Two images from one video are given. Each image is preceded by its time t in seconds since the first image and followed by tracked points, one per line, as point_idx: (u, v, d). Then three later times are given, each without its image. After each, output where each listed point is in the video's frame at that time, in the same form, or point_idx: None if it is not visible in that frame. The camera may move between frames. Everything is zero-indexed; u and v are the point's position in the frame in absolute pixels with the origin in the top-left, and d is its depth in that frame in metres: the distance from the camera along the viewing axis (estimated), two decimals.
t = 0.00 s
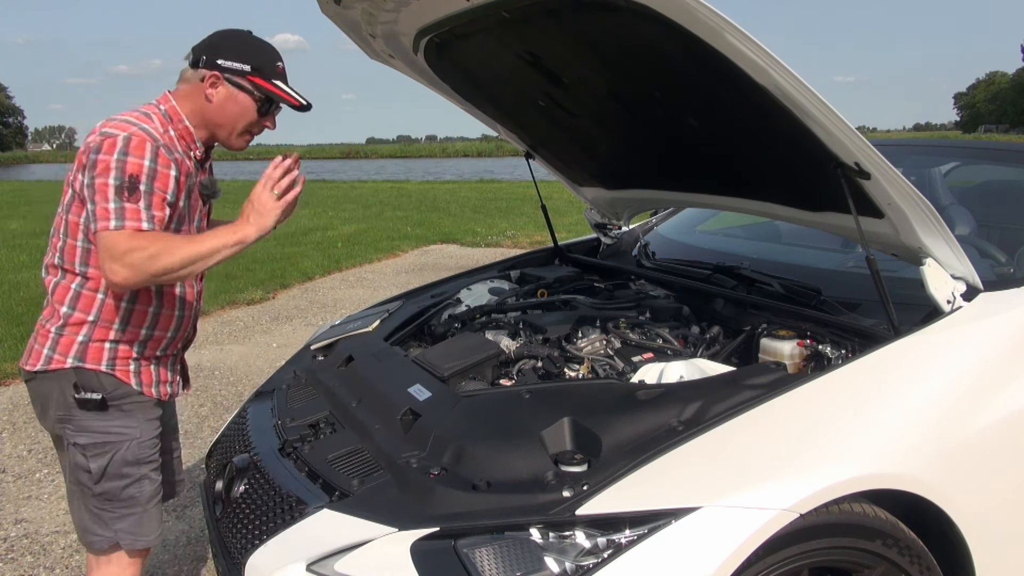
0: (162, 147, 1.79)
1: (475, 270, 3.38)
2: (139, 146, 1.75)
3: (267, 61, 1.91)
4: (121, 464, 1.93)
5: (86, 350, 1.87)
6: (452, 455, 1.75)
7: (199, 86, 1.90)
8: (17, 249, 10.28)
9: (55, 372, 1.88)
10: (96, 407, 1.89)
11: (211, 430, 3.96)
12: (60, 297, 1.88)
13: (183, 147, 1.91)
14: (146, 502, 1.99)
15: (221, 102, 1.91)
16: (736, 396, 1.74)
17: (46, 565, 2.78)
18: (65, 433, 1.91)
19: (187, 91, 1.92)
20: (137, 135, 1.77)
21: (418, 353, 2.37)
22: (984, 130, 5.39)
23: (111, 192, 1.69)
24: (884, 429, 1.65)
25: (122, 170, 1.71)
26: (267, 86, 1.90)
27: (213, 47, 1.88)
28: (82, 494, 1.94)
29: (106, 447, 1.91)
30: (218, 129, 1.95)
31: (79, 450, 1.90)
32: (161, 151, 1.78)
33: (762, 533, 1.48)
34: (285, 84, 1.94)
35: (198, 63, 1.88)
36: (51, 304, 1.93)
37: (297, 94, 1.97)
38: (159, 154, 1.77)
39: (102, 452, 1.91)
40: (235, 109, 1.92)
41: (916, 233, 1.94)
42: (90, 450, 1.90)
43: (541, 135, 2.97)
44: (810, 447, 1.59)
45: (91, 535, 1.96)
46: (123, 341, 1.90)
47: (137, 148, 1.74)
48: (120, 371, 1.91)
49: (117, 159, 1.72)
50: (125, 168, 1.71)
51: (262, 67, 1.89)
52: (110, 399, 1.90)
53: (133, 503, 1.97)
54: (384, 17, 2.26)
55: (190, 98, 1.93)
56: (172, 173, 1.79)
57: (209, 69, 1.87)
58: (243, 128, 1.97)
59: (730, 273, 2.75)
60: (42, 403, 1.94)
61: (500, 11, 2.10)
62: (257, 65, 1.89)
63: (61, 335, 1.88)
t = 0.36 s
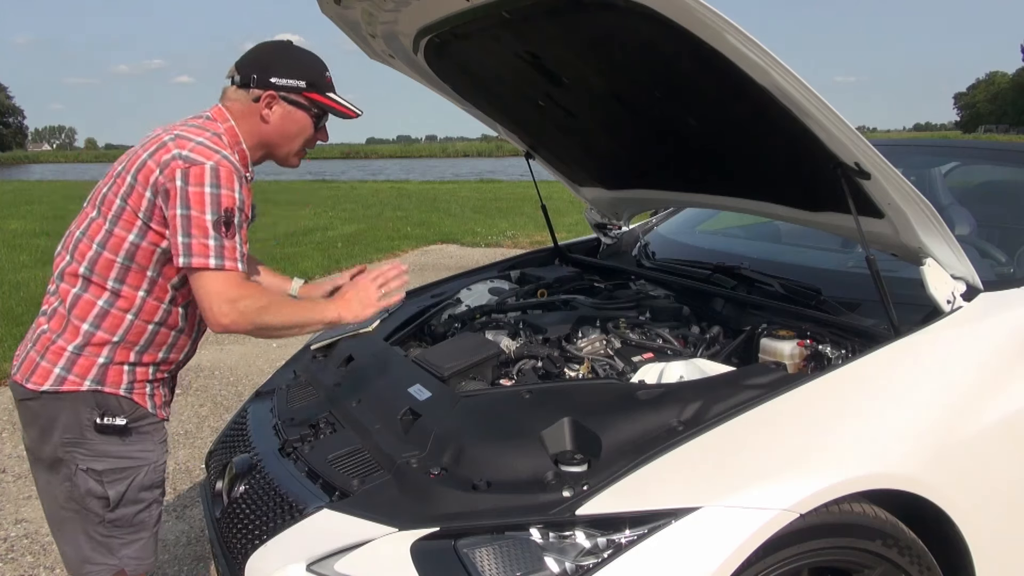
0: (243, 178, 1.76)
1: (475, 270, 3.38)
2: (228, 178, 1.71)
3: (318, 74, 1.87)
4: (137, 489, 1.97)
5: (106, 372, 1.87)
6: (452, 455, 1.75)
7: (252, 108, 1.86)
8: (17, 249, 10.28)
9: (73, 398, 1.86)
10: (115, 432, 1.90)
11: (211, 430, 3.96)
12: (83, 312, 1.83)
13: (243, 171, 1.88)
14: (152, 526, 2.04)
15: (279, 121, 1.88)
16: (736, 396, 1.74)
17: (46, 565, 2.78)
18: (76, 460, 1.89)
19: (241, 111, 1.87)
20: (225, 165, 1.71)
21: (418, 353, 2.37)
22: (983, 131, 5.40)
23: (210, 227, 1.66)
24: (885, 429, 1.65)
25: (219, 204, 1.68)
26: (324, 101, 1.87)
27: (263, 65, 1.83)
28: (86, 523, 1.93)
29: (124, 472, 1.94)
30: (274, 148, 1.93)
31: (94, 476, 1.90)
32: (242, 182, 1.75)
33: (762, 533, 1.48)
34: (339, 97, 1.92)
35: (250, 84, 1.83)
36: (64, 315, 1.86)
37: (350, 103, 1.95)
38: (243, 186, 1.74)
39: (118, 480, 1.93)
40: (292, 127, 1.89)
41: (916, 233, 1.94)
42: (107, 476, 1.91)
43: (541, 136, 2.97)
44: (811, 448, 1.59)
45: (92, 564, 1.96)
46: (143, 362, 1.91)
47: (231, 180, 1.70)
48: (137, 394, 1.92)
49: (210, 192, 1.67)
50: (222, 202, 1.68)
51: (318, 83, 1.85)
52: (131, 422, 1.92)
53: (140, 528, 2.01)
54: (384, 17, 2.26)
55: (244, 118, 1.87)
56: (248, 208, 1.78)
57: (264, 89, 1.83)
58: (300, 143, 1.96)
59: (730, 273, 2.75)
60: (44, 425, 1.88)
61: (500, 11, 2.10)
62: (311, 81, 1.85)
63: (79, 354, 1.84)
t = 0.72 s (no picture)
0: (284, 207, 1.78)
1: (475, 270, 3.38)
2: (273, 206, 1.72)
3: (347, 94, 1.88)
4: (130, 499, 1.95)
5: (108, 378, 1.86)
6: (452, 455, 1.75)
7: (287, 133, 1.86)
8: (17, 250, 10.28)
9: (75, 403, 1.85)
10: (114, 439, 1.89)
11: (211, 430, 3.96)
12: (94, 317, 1.83)
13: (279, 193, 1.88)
14: (142, 536, 2.01)
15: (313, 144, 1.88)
16: (736, 396, 1.74)
17: (46, 565, 2.78)
18: (71, 465, 1.88)
19: (275, 137, 1.87)
20: (270, 194, 1.73)
21: (418, 353, 2.37)
22: (983, 131, 5.40)
23: (260, 253, 1.68)
24: (885, 430, 1.65)
25: (269, 231, 1.69)
26: (355, 121, 1.88)
27: (294, 90, 1.83)
28: (76, 529, 1.92)
29: (119, 481, 1.92)
30: (310, 171, 1.93)
31: (88, 483, 1.89)
32: (283, 210, 1.77)
33: (762, 533, 1.48)
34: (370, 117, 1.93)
35: (282, 110, 1.83)
36: (72, 317, 1.86)
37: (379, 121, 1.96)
38: (286, 215, 1.76)
39: (111, 489, 1.92)
40: (326, 150, 1.90)
41: (916, 233, 1.94)
42: (101, 484, 1.90)
43: (541, 135, 2.96)
44: (812, 448, 1.59)
45: (77, 570, 1.94)
46: (145, 371, 1.91)
47: (275, 210, 1.72)
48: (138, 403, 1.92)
49: (260, 220, 1.68)
50: (270, 229, 1.70)
51: (348, 103, 1.86)
52: (130, 431, 1.92)
53: (130, 537, 1.98)
54: (384, 17, 2.26)
55: (278, 144, 1.88)
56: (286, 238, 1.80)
57: (297, 115, 1.83)
58: (334, 165, 1.96)
59: (730, 273, 2.75)
60: (43, 429, 1.89)
61: (500, 11, 2.10)
62: (341, 102, 1.86)
63: (82, 358, 1.84)
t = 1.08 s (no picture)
0: (306, 198, 1.80)
1: (475, 270, 3.38)
2: (296, 197, 1.74)
3: (372, 96, 1.89)
4: (155, 498, 1.94)
5: (137, 377, 1.87)
6: (452, 455, 1.75)
7: (314, 131, 1.86)
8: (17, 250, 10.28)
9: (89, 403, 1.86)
10: (141, 438, 1.89)
11: (212, 430, 3.96)
12: (123, 315, 1.83)
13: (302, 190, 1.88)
14: (165, 536, 2.00)
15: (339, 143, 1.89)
16: (736, 396, 1.74)
17: (46, 565, 2.78)
18: (98, 462, 1.88)
19: (302, 135, 1.87)
20: (293, 185, 1.74)
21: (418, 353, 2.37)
22: (983, 130, 5.40)
23: (284, 243, 1.69)
24: (885, 431, 1.65)
25: (293, 222, 1.71)
26: (380, 123, 1.89)
27: (322, 90, 1.83)
28: (101, 527, 1.91)
29: (144, 480, 1.91)
30: (333, 170, 1.94)
31: (114, 481, 1.89)
32: (306, 201, 1.79)
33: (762, 533, 1.48)
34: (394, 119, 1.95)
35: (312, 109, 1.83)
36: (101, 315, 1.86)
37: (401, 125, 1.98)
38: (308, 206, 1.78)
39: (137, 488, 1.91)
40: (351, 149, 1.91)
41: (916, 233, 1.94)
42: (127, 482, 1.89)
43: (541, 135, 2.96)
44: (813, 448, 1.59)
45: (100, 568, 1.93)
46: (174, 370, 1.91)
47: (298, 200, 1.74)
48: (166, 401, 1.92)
49: (284, 209, 1.70)
50: (293, 220, 1.71)
51: (375, 105, 1.88)
52: (158, 430, 1.91)
53: (153, 536, 1.97)
54: (383, 17, 2.26)
55: (304, 142, 1.88)
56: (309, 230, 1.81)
57: (326, 114, 1.84)
58: (357, 165, 1.97)
59: (730, 273, 2.75)
60: (73, 427, 1.90)
61: (500, 11, 2.10)
62: (368, 104, 1.87)
63: (113, 357, 1.84)
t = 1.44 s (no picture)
0: (321, 192, 1.80)
1: (475, 270, 3.38)
2: (311, 191, 1.74)
3: (384, 92, 1.91)
4: (178, 498, 1.94)
5: (162, 377, 1.87)
6: (452, 456, 1.75)
7: (329, 128, 1.86)
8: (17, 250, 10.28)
9: (95, 402, 1.87)
10: (166, 437, 1.89)
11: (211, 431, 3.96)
12: (146, 315, 1.83)
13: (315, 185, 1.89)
14: (186, 536, 2.00)
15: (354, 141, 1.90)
16: (736, 396, 1.74)
17: (46, 565, 2.78)
18: (124, 462, 1.88)
19: (316, 131, 1.87)
20: (308, 179, 1.75)
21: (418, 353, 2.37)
22: (983, 131, 5.39)
23: (300, 236, 1.69)
24: (886, 431, 1.65)
25: (308, 215, 1.71)
26: (393, 117, 1.91)
27: (337, 86, 1.83)
28: (124, 526, 1.91)
29: (169, 480, 1.91)
30: (347, 166, 1.94)
31: (139, 481, 1.89)
32: (320, 195, 1.79)
33: (762, 533, 1.48)
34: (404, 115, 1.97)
35: (328, 105, 1.83)
36: (124, 316, 1.86)
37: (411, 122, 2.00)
38: (322, 199, 1.78)
39: (162, 488, 1.91)
40: (365, 145, 1.92)
41: (915, 233, 1.94)
42: (152, 482, 1.89)
43: (541, 135, 2.96)
44: (813, 448, 1.59)
45: (123, 568, 1.93)
46: (197, 369, 1.91)
47: (313, 192, 1.74)
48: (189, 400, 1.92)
49: (300, 203, 1.70)
50: (309, 213, 1.71)
51: (387, 101, 1.89)
52: (181, 430, 1.91)
53: (176, 536, 1.97)
54: (384, 17, 2.26)
55: (319, 138, 1.87)
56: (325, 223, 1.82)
57: (341, 111, 1.84)
58: (368, 159, 1.98)
59: (730, 273, 2.75)
60: (98, 427, 1.89)
61: (500, 11, 2.10)
62: (381, 99, 1.89)
63: (138, 357, 1.84)
